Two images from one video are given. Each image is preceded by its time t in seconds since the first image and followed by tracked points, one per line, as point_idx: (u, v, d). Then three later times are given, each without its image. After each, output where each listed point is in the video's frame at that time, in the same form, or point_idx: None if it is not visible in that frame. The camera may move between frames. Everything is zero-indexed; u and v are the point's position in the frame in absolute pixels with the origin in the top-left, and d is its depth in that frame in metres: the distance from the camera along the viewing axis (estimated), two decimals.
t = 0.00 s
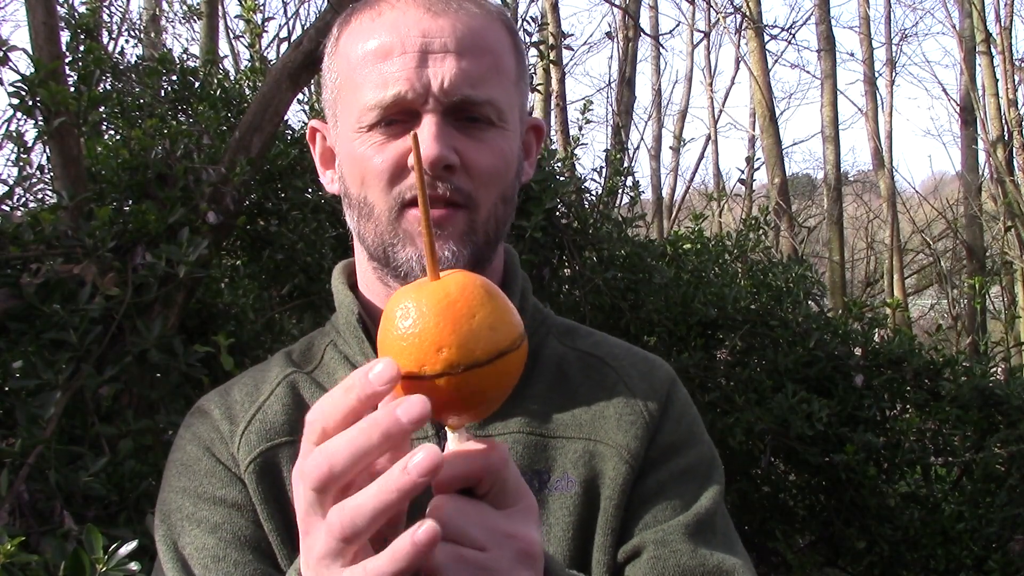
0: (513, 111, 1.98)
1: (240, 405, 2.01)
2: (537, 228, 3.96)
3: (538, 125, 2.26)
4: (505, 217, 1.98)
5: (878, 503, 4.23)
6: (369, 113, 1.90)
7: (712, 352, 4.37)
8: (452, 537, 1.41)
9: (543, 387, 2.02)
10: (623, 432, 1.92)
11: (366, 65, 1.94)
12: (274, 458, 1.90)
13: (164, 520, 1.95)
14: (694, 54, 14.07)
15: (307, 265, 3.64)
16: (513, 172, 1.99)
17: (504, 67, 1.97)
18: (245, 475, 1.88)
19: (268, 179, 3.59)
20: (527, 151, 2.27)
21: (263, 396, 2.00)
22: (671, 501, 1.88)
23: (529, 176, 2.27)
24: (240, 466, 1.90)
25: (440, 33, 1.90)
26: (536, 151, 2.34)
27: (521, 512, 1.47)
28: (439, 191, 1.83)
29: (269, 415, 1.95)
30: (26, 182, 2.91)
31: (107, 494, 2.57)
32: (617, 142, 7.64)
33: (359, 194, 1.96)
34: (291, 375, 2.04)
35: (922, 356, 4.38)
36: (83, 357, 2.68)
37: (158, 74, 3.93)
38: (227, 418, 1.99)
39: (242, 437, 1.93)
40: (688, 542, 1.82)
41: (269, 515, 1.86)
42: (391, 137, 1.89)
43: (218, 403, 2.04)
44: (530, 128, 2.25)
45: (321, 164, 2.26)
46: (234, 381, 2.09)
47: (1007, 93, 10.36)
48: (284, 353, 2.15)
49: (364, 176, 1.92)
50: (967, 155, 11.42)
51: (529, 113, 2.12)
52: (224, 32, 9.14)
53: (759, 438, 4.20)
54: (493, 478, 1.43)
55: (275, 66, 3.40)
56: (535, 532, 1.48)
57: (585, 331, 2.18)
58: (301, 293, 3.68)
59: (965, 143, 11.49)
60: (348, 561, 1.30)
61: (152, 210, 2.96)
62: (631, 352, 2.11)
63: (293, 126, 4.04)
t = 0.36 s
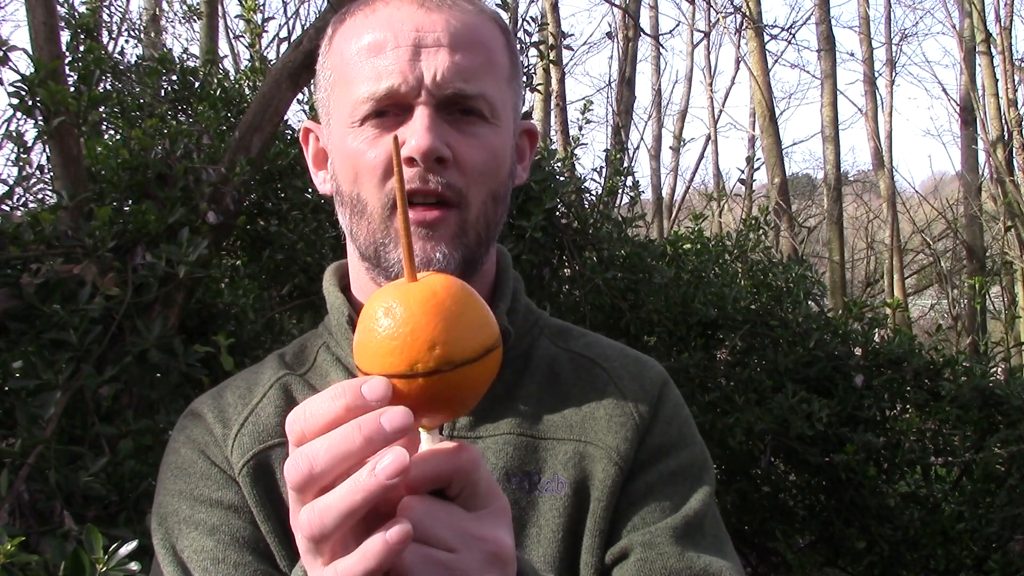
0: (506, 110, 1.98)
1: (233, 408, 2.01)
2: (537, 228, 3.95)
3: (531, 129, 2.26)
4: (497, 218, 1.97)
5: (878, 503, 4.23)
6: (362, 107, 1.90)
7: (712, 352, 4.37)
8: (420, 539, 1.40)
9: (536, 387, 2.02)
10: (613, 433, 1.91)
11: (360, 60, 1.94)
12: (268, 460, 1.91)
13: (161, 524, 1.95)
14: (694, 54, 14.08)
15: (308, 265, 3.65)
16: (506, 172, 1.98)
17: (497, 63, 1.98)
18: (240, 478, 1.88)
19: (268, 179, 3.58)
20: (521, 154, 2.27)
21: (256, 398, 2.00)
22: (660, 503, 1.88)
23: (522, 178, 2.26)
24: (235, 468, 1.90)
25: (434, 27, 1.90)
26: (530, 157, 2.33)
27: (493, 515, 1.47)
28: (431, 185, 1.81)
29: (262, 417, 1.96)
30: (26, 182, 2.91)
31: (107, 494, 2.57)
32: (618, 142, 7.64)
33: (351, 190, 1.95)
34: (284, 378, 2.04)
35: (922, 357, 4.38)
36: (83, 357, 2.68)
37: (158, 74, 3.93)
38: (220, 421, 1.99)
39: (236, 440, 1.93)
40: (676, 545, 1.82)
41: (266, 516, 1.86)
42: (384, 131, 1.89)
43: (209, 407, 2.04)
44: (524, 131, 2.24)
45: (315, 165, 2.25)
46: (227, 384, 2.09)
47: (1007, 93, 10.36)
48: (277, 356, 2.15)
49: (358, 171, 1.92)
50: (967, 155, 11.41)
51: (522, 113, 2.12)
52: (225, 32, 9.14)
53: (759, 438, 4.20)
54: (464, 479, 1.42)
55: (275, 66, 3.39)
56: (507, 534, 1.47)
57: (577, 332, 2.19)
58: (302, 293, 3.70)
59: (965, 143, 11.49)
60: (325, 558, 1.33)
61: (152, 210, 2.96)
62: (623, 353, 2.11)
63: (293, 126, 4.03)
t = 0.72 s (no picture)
0: (498, 110, 1.98)
1: (226, 406, 2.01)
2: (537, 228, 3.95)
3: (523, 127, 2.26)
4: (491, 216, 1.98)
5: (878, 503, 4.23)
6: (355, 108, 1.90)
7: (712, 352, 4.37)
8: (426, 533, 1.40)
9: (533, 386, 2.02)
10: (610, 430, 1.91)
11: (351, 61, 1.94)
12: (260, 458, 1.90)
13: (151, 521, 1.96)
14: (694, 54, 14.09)
15: (308, 265, 3.65)
16: (499, 171, 1.98)
17: (488, 63, 1.98)
18: (232, 476, 1.88)
19: (268, 179, 3.58)
20: (513, 151, 2.27)
21: (248, 397, 2.00)
22: (658, 499, 1.88)
23: (515, 176, 2.26)
24: (226, 467, 1.90)
25: (425, 29, 1.90)
26: (522, 154, 2.33)
27: (495, 507, 1.46)
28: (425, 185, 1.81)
29: (254, 416, 1.95)
30: (26, 182, 2.91)
31: (107, 494, 2.57)
32: (618, 142, 7.64)
33: (344, 191, 1.95)
34: (277, 376, 2.04)
35: (922, 356, 4.38)
36: (83, 357, 2.69)
37: (158, 74, 3.93)
38: (213, 419, 1.99)
39: (228, 438, 1.93)
40: (674, 542, 1.82)
41: (257, 515, 1.86)
42: (377, 132, 1.89)
43: (203, 405, 2.04)
44: (516, 129, 2.24)
45: (308, 167, 2.26)
46: (221, 382, 2.09)
47: (1007, 93, 10.36)
48: (271, 355, 2.14)
49: (351, 172, 1.92)
50: (967, 155, 11.42)
51: (514, 111, 2.12)
52: (225, 32, 9.14)
53: (759, 438, 4.20)
54: (466, 473, 1.42)
55: (276, 66, 3.39)
56: (508, 526, 1.47)
57: (573, 330, 2.18)
58: (301, 293, 3.69)
59: (965, 143, 11.49)
60: (337, 562, 1.31)
61: (152, 210, 2.96)
62: (619, 350, 2.11)
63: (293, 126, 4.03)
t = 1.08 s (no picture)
0: (494, 114, 1.98)
1: (225, 405, 2.01)
2: (537, 228, 3.95)
3: (520, 126, 2.25)
4: (489, 219, 1.98)
5: (878, 503, 4.22)
6: (350, 116, 1.90)
7: (712, 352, 4.37)
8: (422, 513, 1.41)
9: (531, 383, 2.02)
10: (607, 427, 1.92)
11: (346, 68, 1.93)
12: (258, 456, 1.90)
13: (149, 519, 1.95)
14: (694, 54, 14.09)
15: (308, 265, 3.65)
16: (496, 174, 1.98)
17: (484, 68, 1.97)
18: (230, 473, 1.88)
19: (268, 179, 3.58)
20: (509, 151, 2.27)
21: (246, 395, 2.00)
22: (655, 497, 1.88)
23: (511, 175, 2.26)
24: (224, 464, 1.90)
25: (420, 36, 1.89)
26: (519, 153, 2.33)
27: (490, 489, 1.46)
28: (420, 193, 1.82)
29: (253, 414, 1.95)
30: (26, 182, 2.91)
31: (107, 494, 2.57)
32: (618, 142, 7.64)
33: (340, 196, 1.96)
34: (276, 374, 2.04)
35: (922, 357, 4.38)
36: (83, 357, 2.69)
37: (158, 74, 3.93)
38: (212, 418, 2.00)
39: (227, 435, 1.93)
40: (671, 538, 1.82)
41: (255, 512, 1.86)
42: (372, 140, 1.89)
43: (203, 403, 2.05)
44: (512, 129, 2.24)
45: (304, 168, 2.26)
46: (220, 381, 2.10)
47: (1007, 93, 10.37)
48: (270, 355, 2.14)
49: (346, 178, 1.92)
50: (967, 155, 11.42)
51: (510, 113, 2.12)
52: (225, 32, 9.15)
53: (759, 438, 4.20)
54: (460, 455, 1.41)
55: (276, 66, 3.39)
56: (505, 509, 1.47)
57: (570, 330, 2.18)
58: (301, 293, 3.69)
59: (965, 143, 11.49)
60: (320, 532, 1.32)
61: (152, 210, 2.96)
62: (617, 349, 2.11)
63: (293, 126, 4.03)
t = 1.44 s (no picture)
0: (495, 112, 1.98)
1: (228, 404, 2.01)
2: (537, 228, 3.95)
3: (520, 125, 2.25)
4: (491, 218, 1.98)
5: (878, 503, 4.22)
6: (350, 117, 1.90)
7: (712, 352, 4.37)
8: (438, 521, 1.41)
9: (532, 384, 2.02)
10: (608, 427, 1.92)
11: (346, 70, 1.93)
12: (262, 455, 1.90)
13: (151, 518, 1.95)
14: (693, 54, 14.10)
15: (308, 265, 3.65)
16: (497, 174, 1.98)
17: (483, 67, 1.97)
18: (233, 472, 1.88)
19: (267, 179, 3.58)
20: (510, 149, 2.27)
21: (249, 395, 1.99)
22: (655, 496, 1.88)
23: (512, 174, 2.26)
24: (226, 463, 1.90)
25: (420, 36, 1.89)
26: (520, 151, 2.33)
27: (501, 489, 1.47)
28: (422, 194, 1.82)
29: (257, 414, 1.95)
30: (26, 182, 2.91)
31: (107, 494, 2.57)
32: (619, 142, 7.63)
33: (341, 198, 1.96)
34: (279, 374, 2.04)
35: (922, 357, 4.38)
36: (83, 357, 2.69)
37: (158, 74, 3.93)
38: (215, 417, 1.99)
39: (230, 434, 1.93)
40: (672, 537, 1.82)
41: (257, 511, 1.87)
42: (373, 141, 1.89)
43: (206, 402, 2.04)
44: (513, 127, 2.24)
45: (305, 168, 2.26)
46: (223, 381, 2.09)
47: (1007, 93, 10.36)
48: (273, 355, 2.14)
49: (347, 180, 1.92)
50: (966, 155, 11.42)
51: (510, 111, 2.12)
52: (226, 32, 9.16)
53: (759, 438, 4.20)
54: (473, 455, 1.42)
55: (276, 66, 3.39)
56: (514, 509, 1.48)
57: (571, 330, 2.18)
58: (301, 293, 3.69)
59: (965, 143, 11.49)
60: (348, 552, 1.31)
61: (152, 209, 2.96)
62: (617, 349, 2.11)
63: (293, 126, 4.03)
